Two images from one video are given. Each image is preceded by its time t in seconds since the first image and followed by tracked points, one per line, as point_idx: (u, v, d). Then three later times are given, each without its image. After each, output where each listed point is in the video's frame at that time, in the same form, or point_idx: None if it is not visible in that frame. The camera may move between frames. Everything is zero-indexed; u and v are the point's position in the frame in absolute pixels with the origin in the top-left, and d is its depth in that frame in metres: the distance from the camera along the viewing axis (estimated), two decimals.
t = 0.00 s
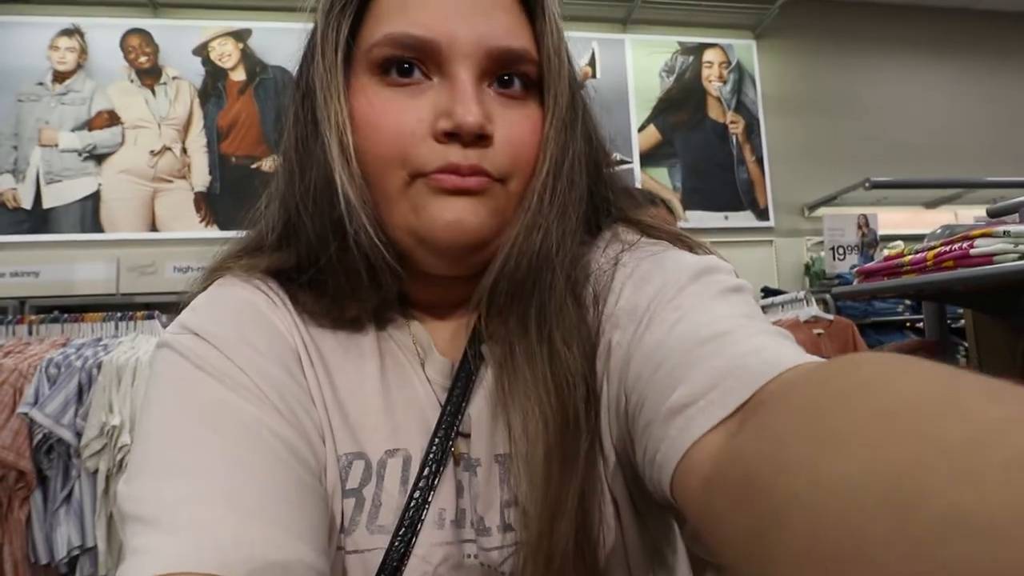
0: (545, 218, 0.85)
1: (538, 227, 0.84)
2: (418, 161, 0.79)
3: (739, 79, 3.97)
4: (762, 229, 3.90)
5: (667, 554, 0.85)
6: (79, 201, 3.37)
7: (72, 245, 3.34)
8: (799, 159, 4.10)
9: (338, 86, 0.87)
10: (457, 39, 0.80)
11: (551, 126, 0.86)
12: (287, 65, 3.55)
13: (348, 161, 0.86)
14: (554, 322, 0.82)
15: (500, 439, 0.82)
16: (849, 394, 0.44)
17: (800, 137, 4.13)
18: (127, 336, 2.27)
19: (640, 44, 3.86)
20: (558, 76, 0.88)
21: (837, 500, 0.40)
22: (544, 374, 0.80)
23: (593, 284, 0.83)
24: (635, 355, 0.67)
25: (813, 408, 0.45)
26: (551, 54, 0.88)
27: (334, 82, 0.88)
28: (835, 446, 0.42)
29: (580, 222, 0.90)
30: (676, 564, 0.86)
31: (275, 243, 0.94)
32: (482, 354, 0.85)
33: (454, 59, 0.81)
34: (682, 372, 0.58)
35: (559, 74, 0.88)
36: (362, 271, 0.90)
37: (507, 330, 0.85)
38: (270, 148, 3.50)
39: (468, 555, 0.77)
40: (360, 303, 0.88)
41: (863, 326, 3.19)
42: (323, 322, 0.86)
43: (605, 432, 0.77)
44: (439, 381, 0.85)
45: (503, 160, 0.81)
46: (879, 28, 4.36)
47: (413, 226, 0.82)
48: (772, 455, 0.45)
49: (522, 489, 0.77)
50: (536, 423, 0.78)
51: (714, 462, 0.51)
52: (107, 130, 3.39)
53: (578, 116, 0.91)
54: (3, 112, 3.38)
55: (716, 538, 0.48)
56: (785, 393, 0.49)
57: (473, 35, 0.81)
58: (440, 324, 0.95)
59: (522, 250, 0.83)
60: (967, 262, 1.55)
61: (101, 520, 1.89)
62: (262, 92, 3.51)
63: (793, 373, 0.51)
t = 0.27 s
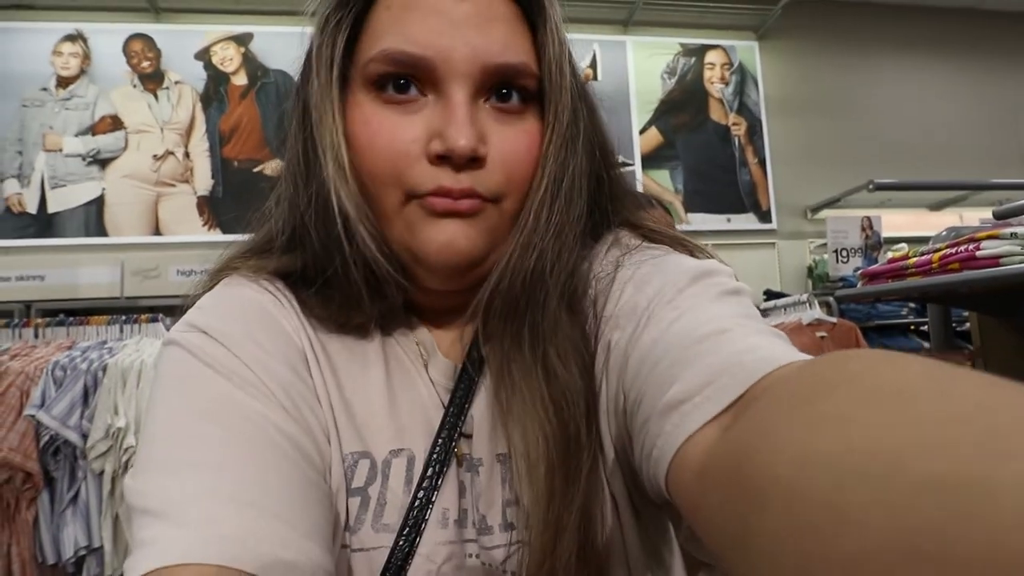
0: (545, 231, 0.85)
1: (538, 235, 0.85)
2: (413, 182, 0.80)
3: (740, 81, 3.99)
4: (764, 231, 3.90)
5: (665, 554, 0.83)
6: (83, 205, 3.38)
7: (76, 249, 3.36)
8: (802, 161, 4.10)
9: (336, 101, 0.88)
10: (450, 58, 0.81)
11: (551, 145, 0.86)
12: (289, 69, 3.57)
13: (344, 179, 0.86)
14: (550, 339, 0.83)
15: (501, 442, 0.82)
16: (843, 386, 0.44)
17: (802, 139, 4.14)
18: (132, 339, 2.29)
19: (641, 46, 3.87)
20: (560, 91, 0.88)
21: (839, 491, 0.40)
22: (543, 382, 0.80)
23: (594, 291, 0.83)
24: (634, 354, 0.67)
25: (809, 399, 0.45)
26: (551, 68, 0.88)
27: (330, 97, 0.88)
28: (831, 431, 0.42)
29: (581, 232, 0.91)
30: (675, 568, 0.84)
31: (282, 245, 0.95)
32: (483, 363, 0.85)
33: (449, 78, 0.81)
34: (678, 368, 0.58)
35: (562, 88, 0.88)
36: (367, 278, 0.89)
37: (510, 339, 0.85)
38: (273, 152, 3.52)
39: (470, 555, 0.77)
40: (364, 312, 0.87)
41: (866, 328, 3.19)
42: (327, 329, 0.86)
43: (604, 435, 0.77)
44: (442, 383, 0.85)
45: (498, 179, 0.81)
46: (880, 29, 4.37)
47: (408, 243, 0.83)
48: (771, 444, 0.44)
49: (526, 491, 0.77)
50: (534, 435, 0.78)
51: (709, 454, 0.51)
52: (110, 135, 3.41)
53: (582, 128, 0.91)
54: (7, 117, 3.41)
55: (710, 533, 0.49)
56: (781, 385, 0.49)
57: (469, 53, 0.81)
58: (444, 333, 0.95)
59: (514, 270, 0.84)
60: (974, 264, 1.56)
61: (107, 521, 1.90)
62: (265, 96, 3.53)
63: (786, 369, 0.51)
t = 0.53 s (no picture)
0: (544, 234, 0.84)
1: (540, 236, 0.84)
2: (406, 194, 0.82)
3: (755, 69, 3.92)
4: (779, 222, 3.88)
5: (676, 547, 0.84)
6: (99, 201, 3.43)
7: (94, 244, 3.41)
8: (817, 152, 4.04)
9: (328, 108, 0.90)
10: (433, 64, 0.81)
11: (537, 145, 0.85)
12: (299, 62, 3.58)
13: (336, 188, 0.88)
14: (551, 342, 0.82)
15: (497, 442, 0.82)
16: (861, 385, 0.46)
17: (817, 129, 4.10)
18: (150, 332, 2.32)
19: (653, 36, 3.84)
20: (550, 88, 0.85)
21: (840, 485, 0.41)
22: (544, 383, 0.81)
23: (605, 290, 0.82)
24: (644, 349, 0.68)
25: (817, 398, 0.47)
26: (543, 62, 0.85)
27: (320, 107, 0.90)
28: (838, 429, 0.44)
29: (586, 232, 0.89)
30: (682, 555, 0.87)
31: (298, 245, 0.93)
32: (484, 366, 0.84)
33: (438, 84, 0.81)
34: (689, 364, 0.60)
35: (552, 83, 0.85)
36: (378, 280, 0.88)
37: (509, 346, 0.84)
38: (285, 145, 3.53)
39: (481, 549, 0.79)
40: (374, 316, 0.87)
41: (883, 321, 3.17)
42: (340, 329, 0.86)
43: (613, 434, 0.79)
44: (456, 379, 0.87)
45: (490, 185, 0.83)
46: (896, 16, 4.31)
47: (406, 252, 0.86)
48: (777, 442, 0.46)
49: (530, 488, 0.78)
50: (535, 438, 0.78)
51: (718, 452, 0.54)
52: (125, 131, 3.45)
53: (582, 125, 0.89)
54: (24, 114, 3.46)
55: (715, 531, 0.51)
56: (798, 383, 0.50)
57: (455, 55, 0.81)
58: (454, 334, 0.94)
59: (503, 284, 0.84)
60: (994, 254, 1.53)
61: (129, 508, 1.94)
62: (274, 91, 3.56)
63: (802, 369, 0.53)
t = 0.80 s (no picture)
0: (562, 224, 0.83)
1: (559, 225, 0.83)
2: (422, 184, 0.81)
3: (780, 51, 3.88)
4: (802, 208, 3.82)
5: (695, 532, 0.87)
6: (124, 190, 3.48)
7: (119, 233, 3.46)
8: (843, 135, 3.99)
9: (343, 99, 0.89)
10: (449, 52, 0.79)
11: (554, 132, 0.83)
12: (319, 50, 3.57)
13: (351, 179, 0.87)
14: (574, 331, 0.82)
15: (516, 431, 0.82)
16: (902, 378, 0.45)
17: (842, 111, 4.01)
18: (173, 320, 2.35)
19: (675, 17, 3.78)
20: (566, 74, 0.83)
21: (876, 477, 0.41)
22: (564, 373, 0.80)
23: (627, 279, 0.81)
24: (667, 338, 0.67)
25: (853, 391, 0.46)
26: (557, 47, 0.83)
27: (336, 102, 0.89)
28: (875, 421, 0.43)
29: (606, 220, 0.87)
30: (702, 540, 0.88)
31: (318, 234, 0.93)
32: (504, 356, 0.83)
33: (454, 73, 0.80)
34: (713, 351, 0.60)
35: (568, 69, 0.83)
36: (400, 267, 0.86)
37: (528, 337, 0.83)
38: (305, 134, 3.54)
39: (504, 535, 0.79)
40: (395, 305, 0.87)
41: (908, 307, 3.11)
42: (365, 318, 0.86)
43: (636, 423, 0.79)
44: (478, 367, 0.87)
45: (508, 173, 0.81)
46: None
47: (423, 242, 0.85)
48: (814, 433, 0.46)
49: (551, 478, 0.78)
50: (556, 429, 0.78)
51: (747, 441, 0.53)
52: (147, 121, 3.48)
53: (599, 113, 0.87)
54: (50, 105, 3.51)
55: (744, 521, 0.51)
56: (832, 374, 0.50)
57: (471, 43, 0.79)
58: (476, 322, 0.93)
59: (521, 278, 0.82)
60: None
61: (156, 492, 1.98)
62: (293, 79, 3.57)
63: (836, 357, 0.52)
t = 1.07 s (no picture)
0: (564, 216, 0.83)
1: (561, 218, 0.82)
2: (422, 175, 0.80)
3: (784, 43, 3.85)
4: (806, 201, 3.81)
5: (701, 526, 0.86)
6: (126, 185, 3.47)
7: (121, 228, 3.46)
8: (848, 129, 3.97)
9: (343, 93, 0.88)
10: (449, 42, 0.79)
11: (555, 123, 0.82)
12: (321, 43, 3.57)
13: (350, 173, 0.87)
14: (578, 324, 0.82)
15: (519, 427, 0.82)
16: (914, 376, 0.45)
17: (846, 104, 3.99)
18: (177, 315, 2.35)
19: (679, 10, 3.76)
20: (565, 64, 0.82)
21: (888, 476, 0.41)
22: (567, 368, 0.80)
23: (631, 274, 0.81)
24: (671, 333, 0.67)
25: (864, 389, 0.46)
26: (557, 37, 0.82)
27: (336, 92, 0.88)
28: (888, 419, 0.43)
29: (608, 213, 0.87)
30: (708, 535, 0.87)
31: (319, 229, 0.93)
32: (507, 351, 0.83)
33: (452, 63, 0.79)
34: (719, 346, 0.59)
35: (567, 59, 0.83)
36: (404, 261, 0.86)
37: (531, 329, 0.83)
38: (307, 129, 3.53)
39: (508, 530, 0.79)
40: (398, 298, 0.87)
41: (912, 301, 3.10)
42: (368, 313, 0.86)
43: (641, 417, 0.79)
44: (481, 362, 0.87)
45: (509, 164, 0.80)
46: None
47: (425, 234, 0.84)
48: (825, 431, 0.46)
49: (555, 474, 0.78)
50: (560, 424, 0.78)
51: (757, 438, 0.53)
52: (149, 115, 3.48)
53: (600, 105, 0.86)
54: (51, 99, 3.51)
55: (753, 518, 0.51)
56: (842, 372, 0.50)
57: (469, 34, 0.78)
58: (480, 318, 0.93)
59: (524, 269, 0.82)
60: None
61: (162, 487, 1.99)
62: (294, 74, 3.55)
63: (845, 353, 0.52)
